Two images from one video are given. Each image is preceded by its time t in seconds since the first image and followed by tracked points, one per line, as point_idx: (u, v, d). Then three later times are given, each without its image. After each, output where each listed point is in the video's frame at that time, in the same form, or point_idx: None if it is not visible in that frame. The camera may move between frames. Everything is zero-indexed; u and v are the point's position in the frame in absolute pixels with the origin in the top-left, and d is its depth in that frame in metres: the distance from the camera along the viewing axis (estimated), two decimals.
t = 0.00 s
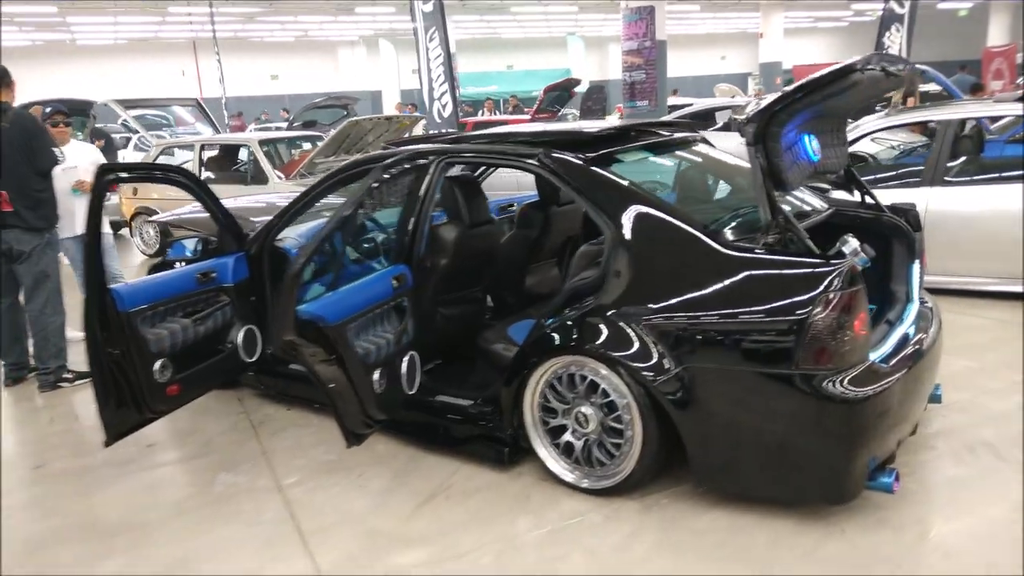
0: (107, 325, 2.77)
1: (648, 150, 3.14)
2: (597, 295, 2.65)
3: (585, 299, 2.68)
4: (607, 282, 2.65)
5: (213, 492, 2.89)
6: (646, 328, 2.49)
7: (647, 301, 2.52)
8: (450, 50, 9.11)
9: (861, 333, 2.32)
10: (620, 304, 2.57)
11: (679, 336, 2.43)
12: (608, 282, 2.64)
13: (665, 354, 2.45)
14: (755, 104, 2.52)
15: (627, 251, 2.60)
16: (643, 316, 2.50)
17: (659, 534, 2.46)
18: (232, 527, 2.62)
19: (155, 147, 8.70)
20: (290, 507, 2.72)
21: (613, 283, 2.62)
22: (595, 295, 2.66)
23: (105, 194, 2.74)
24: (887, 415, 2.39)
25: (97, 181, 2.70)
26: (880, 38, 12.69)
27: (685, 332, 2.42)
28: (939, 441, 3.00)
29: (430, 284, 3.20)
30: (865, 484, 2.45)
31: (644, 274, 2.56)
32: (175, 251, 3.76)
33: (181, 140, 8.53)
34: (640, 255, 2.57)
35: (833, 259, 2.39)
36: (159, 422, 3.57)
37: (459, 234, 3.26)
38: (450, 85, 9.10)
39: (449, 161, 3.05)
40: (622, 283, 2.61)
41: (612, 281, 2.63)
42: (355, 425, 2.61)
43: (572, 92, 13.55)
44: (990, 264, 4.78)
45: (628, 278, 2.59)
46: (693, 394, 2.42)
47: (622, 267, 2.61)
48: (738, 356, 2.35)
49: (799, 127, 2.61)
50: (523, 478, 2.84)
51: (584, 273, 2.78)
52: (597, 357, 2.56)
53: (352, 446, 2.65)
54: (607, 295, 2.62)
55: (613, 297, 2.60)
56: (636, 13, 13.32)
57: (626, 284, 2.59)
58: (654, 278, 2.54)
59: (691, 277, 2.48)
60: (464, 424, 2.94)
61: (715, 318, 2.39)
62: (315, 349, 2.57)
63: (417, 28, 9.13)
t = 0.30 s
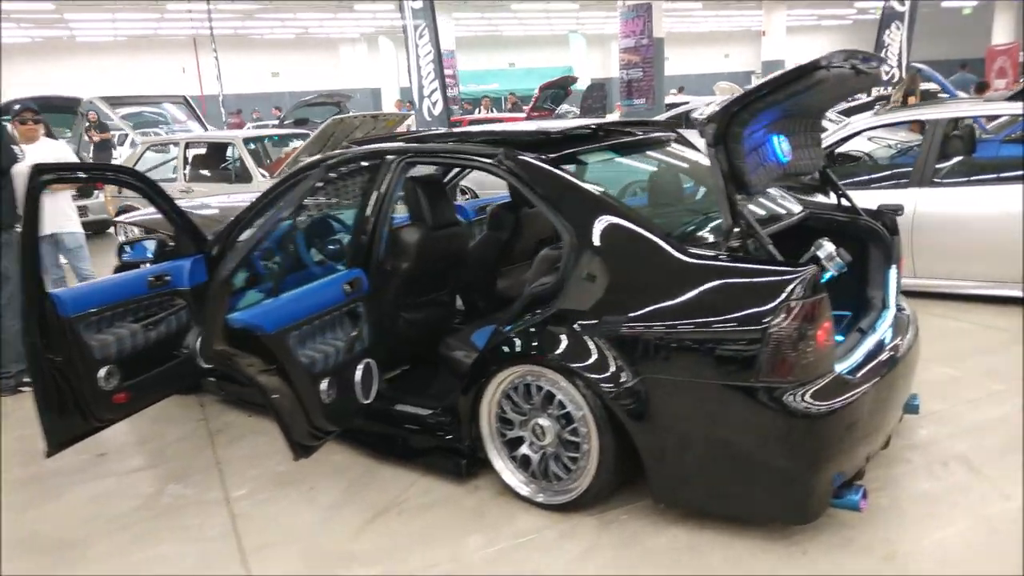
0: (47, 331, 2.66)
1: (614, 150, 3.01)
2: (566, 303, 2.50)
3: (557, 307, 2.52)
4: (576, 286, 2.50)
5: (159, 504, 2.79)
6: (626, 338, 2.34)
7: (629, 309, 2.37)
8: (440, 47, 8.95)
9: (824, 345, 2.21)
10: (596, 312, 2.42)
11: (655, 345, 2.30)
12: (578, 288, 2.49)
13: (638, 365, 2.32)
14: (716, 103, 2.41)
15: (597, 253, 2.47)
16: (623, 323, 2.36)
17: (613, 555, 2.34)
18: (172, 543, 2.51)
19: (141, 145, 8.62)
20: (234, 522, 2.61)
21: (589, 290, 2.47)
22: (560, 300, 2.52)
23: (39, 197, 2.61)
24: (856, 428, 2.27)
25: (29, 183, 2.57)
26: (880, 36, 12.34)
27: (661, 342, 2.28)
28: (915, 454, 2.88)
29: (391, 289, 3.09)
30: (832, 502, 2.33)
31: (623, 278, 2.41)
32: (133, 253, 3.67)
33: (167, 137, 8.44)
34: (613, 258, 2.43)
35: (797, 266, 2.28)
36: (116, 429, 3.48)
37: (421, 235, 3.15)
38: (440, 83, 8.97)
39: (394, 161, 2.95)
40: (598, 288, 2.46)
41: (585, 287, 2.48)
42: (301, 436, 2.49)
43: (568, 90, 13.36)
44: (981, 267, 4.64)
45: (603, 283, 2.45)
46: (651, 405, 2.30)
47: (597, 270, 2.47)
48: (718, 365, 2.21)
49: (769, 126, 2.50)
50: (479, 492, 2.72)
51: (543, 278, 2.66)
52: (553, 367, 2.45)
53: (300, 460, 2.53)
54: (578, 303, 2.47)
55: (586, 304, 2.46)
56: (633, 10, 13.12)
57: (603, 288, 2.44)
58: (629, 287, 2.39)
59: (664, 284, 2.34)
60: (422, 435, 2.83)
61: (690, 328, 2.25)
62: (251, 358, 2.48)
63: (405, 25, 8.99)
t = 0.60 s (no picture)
0: None
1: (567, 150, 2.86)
2: (531, 308, 2.33)
3: (522, 314, 2.35)
4: (540, 289, 2.34)
5: (91, 519, 2.70)
6: (595, 348, 2.18)
7: (598, 316, 2.21)
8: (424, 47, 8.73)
9: (771, 354, 2.10)
10: (566, 319, 2.26)
11: (618, 351, 2.15)
12: (542, 291, 2.33)
13: (604, 376, 2.17)
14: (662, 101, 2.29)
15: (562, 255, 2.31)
16: (591, 331, 2.20)
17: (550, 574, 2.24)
18: (97, 562, 2.43)
19: (122, 147, 8.54)
20: (164, 539, 2.52)
21: (556, 296, 2.30)
22: (523, 304, 2.35)
23: None
24: (808, 439, 2.16)
25: None
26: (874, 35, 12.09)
27: (625, 349, 2.14)
28: (877, 466, 2.77)
29: (340, 293, 2.94)
30: (783, 518, 2.21)
31: (592, 284, 2.25)
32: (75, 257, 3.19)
33: (148, 137, 8.34)
34: (582, 259, 2.27)
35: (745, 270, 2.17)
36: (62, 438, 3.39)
37: (371, 238, 3.02)
38: (425, 83, 8.85)
39: (332, 158, 2.83)
40: (565, 292, 2.29)
41: (550, 292, 2.31)
42: (234, 446, 2.39)
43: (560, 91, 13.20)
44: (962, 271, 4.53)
45: (570, 288, 2.28)
46: (592, 416, 2.20)
47: (564, 275, 2.29)
48: (686, 372, 2.06)
49: (721, 125, 2.39)
50: (421, 505, 2.62)
51: (486, 284, 2.55)
52: (494, 376, 2.34)
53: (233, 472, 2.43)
54: (548, 310, 2.30)
55: (557, 311, 2.28)
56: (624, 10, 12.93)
57: (571, 295, 2.27)
58: (600, 292, 2.23)
59: (630, 288, 2.20)
60: (366, 445, 2.73)
61: (653, 335, 2.11)
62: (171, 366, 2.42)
63: (387, 23, 8.68)
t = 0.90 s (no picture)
0: None
1: (519, 159, 2.77)
2: (495, 323, 2.20)
3: (488, 331, 2.22)
4: (506, 305, 2.20)
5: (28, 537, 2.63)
6: (559, 368, 2.06)
7: (562, 334, 2.08)
8: (411, 50, 8.77)
9: (715, 376, 2.02)
10: (531, 338, 2.13)
11: (581, 368, 2.03)
12: (509, 307, 2.19)
13: (566, 395, 2.05)
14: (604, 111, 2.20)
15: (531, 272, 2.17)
16: (557, 350, 2.07)
17: None
18: None
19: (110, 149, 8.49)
20: (98, 560, 2.45)
21: (522, 312, 2.17)
22: (488, 319, 2.22)
23: None
24: (759, 462, 2.07)
25: None
26: (872, 38, 11.65)
27: (587, 367, 2.02)
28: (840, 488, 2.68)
29: (290, 305, 2.88)
30: (729, 546, 2.14)
31: (559, 300, 2.12)
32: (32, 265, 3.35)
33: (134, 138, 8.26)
34: (546, 273, 2.15)
35: (689, 287, 2.09)
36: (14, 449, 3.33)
37: (322, 248, 2.91)
38: (412, 86, 8.81)
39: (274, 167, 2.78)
40: (530, 307, 2.16)
41: (517, 308, 2.18)
42: (166, 462, 2.30)
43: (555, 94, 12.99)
44: (946, 281, 4.43)
45: (536, 305, 2.15)
46: (531, 439, 2.11)
47: (531, 291, 2.16)
48: (634, 394, 1.96)
49: (674, 134, 2.30)
50: (364, 527, 2.54)
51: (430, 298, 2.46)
52: (433, 396, 2.27)
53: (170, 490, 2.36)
54: (512, 326, 2.17)
55: (523, 328, 2.15)
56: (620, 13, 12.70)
57: (536, 311, 2.14)
58: (565, 308, 2.10)
59: (585, 307, 2.08)
60: (312, 463, 2.65)
61: (613, 354, 1.99)
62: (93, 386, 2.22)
63: (375, 27, 8.75)
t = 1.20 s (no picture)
0: None
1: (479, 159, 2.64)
2: (468, 335, 2.03)
3: (459, 343, 2.05)
4: (478, 315, 2.03)
5: None
6: (530, 381, 1.91)
7: (533, 345, 1.93)
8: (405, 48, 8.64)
9: (674, 391, 1.89)
10: (505, 349, 1.97)
11: (552, 381, 1.88)
12: (479, 318, 2.03)
13: (535, 410, 1.90)
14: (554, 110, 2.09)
15: (501, 280, 2.03)
16: (526, 363, 1.92)
17: None
18: None
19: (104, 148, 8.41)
20: None
21: (494, 322, 2.00)
22: (460, 330, 2.05)
23: None
24: (726, 480, 1.95)
25: None
26: (879, 36, 11.10)
27: (558, 380, 1.87)
28: (817, 509, 2.55)
29: (247, 311, 2.77)
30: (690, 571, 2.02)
31: (534, 310, 1.97)
32: None
33: (127, 137, 8.17)
34: (507, 279, 2.02)
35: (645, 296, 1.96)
36: None
37: (281, 251, 2.82)
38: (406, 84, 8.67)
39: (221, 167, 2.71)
40: (504, 317, 2.00)
41: (488, 319, 2.01)
42: (106, 475, 2.28)
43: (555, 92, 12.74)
44: (944, 286, 4.27)
45: (510, 314, 1.99)
46: (477, 457, 2.00)
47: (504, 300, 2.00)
48: (586, 409, 1.83)
49: (640, 132, 2.18)
50: (315, 544, 2.44)
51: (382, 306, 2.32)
52: (382, 410, 2.17)
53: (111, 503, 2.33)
54: (483, 337, 2.00)
55: (495, 338, 1.99)
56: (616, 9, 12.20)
57: (509, 319, 1.98)
58: (536, 318, 1.95)
59: (557, 318, 1.93)
60: (265, 475, 2.55)
61: (582, 367, 1.85)
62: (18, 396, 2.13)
63: (369, 27, 8.56)
